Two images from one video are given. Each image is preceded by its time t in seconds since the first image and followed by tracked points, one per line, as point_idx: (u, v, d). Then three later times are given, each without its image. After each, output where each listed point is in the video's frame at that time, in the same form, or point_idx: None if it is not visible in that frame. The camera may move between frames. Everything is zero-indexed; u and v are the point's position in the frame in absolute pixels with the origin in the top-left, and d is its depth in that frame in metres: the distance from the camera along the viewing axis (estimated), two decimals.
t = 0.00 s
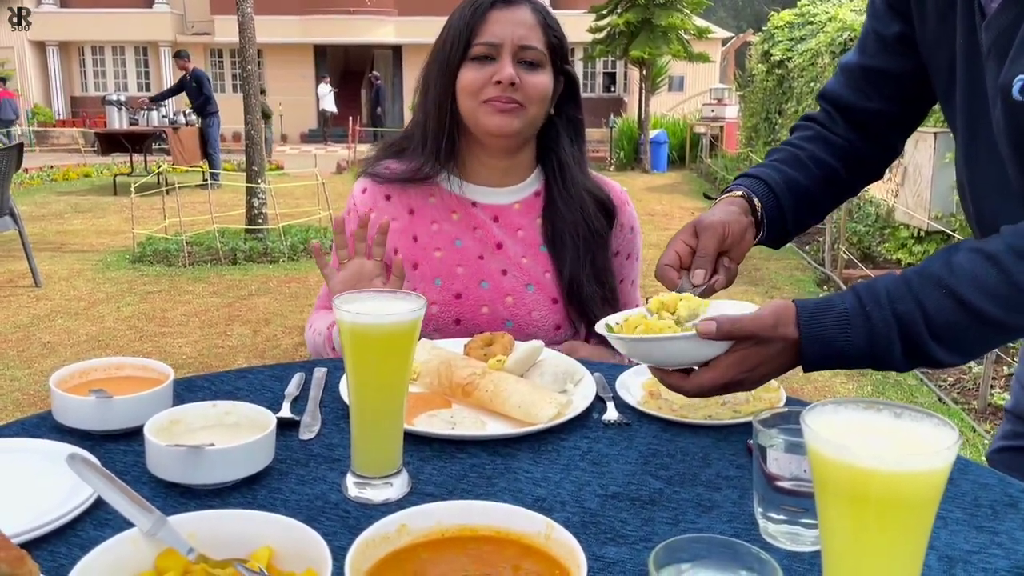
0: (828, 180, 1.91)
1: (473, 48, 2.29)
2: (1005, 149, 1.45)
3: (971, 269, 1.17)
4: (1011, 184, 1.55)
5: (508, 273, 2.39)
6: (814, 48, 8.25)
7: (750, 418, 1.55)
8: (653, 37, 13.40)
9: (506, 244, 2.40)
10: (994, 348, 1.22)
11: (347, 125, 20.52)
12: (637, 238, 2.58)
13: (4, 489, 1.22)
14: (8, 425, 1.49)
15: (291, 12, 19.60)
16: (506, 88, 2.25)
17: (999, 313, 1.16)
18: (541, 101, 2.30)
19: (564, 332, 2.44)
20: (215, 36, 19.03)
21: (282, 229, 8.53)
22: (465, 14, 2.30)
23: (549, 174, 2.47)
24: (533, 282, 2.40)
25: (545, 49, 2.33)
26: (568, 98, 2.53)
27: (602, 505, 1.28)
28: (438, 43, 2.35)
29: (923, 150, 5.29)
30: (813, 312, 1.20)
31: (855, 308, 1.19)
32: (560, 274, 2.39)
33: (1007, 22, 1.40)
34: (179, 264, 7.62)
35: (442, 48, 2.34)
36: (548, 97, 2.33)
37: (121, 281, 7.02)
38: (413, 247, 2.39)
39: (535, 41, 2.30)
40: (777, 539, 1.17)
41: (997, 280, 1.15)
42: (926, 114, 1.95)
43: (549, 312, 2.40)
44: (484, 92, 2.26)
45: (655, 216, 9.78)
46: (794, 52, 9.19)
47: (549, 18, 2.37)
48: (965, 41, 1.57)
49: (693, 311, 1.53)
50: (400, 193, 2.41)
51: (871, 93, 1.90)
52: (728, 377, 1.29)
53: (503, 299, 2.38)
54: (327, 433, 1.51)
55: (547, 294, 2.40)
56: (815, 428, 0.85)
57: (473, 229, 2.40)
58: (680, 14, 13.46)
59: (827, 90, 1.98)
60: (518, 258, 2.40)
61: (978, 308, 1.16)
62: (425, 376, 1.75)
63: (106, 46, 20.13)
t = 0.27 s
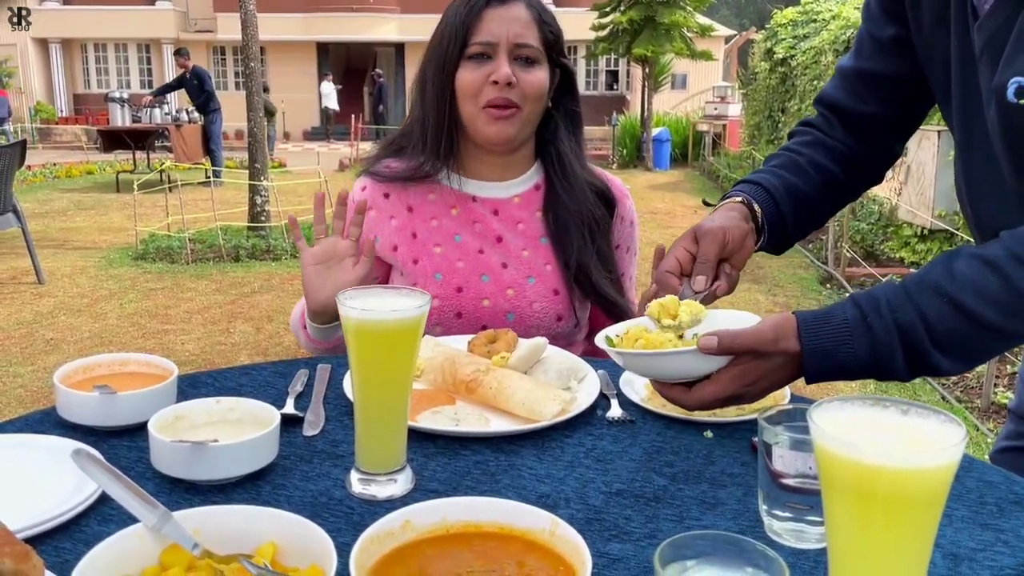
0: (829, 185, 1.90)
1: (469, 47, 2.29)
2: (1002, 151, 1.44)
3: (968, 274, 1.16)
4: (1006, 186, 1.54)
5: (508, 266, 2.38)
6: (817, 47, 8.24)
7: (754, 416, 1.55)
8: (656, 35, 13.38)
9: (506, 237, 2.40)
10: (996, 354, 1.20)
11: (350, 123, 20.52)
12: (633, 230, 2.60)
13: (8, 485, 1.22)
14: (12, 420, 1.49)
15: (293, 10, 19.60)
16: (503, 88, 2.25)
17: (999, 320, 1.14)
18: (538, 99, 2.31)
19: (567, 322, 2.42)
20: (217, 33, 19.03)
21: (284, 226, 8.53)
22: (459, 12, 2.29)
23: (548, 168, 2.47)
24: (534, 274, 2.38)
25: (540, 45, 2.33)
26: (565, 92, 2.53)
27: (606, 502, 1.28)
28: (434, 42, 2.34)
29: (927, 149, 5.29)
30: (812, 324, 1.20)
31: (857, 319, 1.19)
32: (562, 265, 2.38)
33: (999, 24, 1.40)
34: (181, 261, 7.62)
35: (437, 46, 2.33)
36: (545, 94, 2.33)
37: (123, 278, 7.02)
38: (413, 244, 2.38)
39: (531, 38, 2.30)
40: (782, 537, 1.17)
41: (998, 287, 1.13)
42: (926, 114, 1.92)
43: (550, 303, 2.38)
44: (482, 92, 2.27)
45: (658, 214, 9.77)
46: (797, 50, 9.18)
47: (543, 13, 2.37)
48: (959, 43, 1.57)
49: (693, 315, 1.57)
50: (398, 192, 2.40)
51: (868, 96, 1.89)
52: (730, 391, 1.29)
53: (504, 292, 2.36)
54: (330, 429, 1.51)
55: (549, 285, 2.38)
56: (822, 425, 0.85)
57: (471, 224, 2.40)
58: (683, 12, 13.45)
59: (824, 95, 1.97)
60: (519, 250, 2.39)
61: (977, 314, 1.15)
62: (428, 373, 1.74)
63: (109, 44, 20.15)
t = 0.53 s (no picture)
0: (809, 181, 1.90)
1: (469, 47, 2.29)
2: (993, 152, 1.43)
3: (938, 272, 1.16)
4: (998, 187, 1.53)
5: (508, 261, 2.39)
6: (820, 46, 8.23)
7: (755, 414, 1.55)
8: (659, 33, 13.36)
9: (506, 232, 2.41)
10: (965, 349, 1.20)
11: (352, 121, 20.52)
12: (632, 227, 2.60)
13: (12, 481, 1.22)
14: (16, 417, 1.49)
15: (296, 7, 19.60)
16: (502, 88, 2.25)
17: (969, 317, 1.14)
18: (538, 98, 2.30)
19: (565, 316, 2.42)
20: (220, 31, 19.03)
21: (287, 224, 8.53)
22: (458, 13, 2.29)
23: (547, 164, 2.47)
24: (533, 269, 2.39)
25: (540, 45, 2.33)
26: (565, 90, 2.52)
27: (607, 499, 1.28)
28: (434, 42, 2.34)
29: (930, 148, 5.28)
30: (782, 320, 1.20)
31: (827, 316, 1.18)
32: (560, 260, 2.39)
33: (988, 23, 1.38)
34: (184, 259, 7.63)
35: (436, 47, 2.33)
36: (544, 94, 2.33)
37: (126, 275, 7.03)
38: (414, 238, 2.38)
39: (531, 39, 2.30)
40: (783, 535, 1.17)
41: (966, 283, 1.14)
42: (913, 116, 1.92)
43: (549, 297, 2.39)
44: (481, 92, 2.26)
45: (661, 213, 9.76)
46: (800, 48, 9.16)
47: (543, 13, 2.36)
48: (949, 41, 1.55)
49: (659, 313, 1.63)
50: (400, 186, 2.41)
51: (858, 94, 1.88)
52: (698, 385, 1.29)
53: (504, 286, 2.37)
54: (333, 426, 1.52)
55: (548, 280, 2.39)
56: (824, 422, 0.86)
57: (472, 219, 2.41)
58: (686, 10, 13.43)
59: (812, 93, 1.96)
60: (518, 246, 2.40)
61: (946, 310, 1.15)
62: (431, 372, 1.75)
63: (112, 42, 20.15)
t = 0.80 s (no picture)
0: (742, 175, 1.82)
1: (473, 47, 2.29)
2: (987, 155, 1.40)
3: (948, 273, 1.13)
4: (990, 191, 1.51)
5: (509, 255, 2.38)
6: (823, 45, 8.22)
7: (758, 412, 1.55)
8: (662, 32, 13.34)
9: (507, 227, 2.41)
10: (967, 353, 1.18)
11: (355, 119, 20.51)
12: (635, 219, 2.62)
13: (20, 476, 1.23)
14: (21, 413, 1.50)
15: (299, 5, 19.59)
16: (506, 89, 2.25)
17: (976, 319, 1.12)
18: (541, 99, 2.31)
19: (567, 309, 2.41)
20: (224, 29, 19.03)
21: (290, 222, 8.53)
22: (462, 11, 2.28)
23: (548, 161, 2.47)
24: (535, 262, 2.38)
25: (543, 45, 2.33)
26: (566, 87, 2.51)
27: (611, 497, 1.28)
28: (436, 40, 2.34)
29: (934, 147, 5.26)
30: (790, 318, 1.16)
31: (833, 313, 1.15)
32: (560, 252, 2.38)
33: (978, 23, 1.35)
34: (187, 257, 7.64)
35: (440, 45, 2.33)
36: (547, 95, 2.33)
37: (129, 273, 7.04)
38: (415, 235, 2.38)
39: (535, 40, 2.30)
40: (786, 533, 1.17)
41: (975, 283, 1.12)
42: (888, 115, 1.85)
43: (551, 290, 2.38)
44: (484, 92, 2.27)
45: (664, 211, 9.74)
46: (804, 47, 9.13)
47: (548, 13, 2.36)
48: (940, 42, 1.51)
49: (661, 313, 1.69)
50: (401, 184, 2.41)
51: (828, 87, 1.80)
52: (700, 378, 1.28)
53: (505, 280, 2.36)
54: (336, 424, 1.52)
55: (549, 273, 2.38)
56: (828, 419, 0.86)
57: (473, 215, 2.41)
58: (690, 8, 13.40)
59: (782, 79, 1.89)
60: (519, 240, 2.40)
61: (956, 312, 1.12)
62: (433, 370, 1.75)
63: (115, 39, 20.18)
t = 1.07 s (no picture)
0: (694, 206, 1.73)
1: (486, 52, 2.27)
2: (986, 161, 1.39)
3: (989, 277, 1.15)
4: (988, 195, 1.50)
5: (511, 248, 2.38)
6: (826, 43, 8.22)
7: (762, 410, 1.55)
8: (665, 30, 13.31)
9: (510, 220, 2.41)
10: (1010, 354, 1.20)
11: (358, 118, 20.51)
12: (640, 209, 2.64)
13: (24, 472, 1.23)
14: (25, 410, 1.50)
15: (302, 3, 19.58)
16: (517, 97, 2.24)
17: (1015, 322, 1.14)
18: (550, 107, 2.31)
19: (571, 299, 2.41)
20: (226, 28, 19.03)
21: (292, 220, 8.53)
22: (479, 13, 2.26)
23: (547, 158, 2.47)
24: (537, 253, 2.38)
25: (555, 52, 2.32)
26: (573, 89, 2.49)
27: (614, 494, 1.28)
28: (450, 39, 2.32)
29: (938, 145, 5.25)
30: (828, 322, 1.18)
31: (872, 318, 1.18)
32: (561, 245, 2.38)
33: (974, 28, 1.34)
34: (190, 254, 7.65)
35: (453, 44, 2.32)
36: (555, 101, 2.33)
37: (132, 271, 7.06)
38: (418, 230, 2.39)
39: (548, 47, 2.28)
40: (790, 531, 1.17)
41: (1014, 287, 1.14)
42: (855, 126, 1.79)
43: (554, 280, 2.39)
44: (495, 98, 2.26)
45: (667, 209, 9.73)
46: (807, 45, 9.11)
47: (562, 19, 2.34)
48: (930, 52, 1.50)
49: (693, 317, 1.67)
50: (404, 178, 2.42)
51: (803, 93, 1.74)
52: (736, 383, 1.27)
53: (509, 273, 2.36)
54: (340, 421, 1.52)
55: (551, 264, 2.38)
56: (835, 417, 0.85)
57: (476, 209, 2.41)
58: (693, 6, 13.38)
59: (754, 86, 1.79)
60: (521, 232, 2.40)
61: (996, 316, 1.14)
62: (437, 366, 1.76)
63: (118, 38, 20.21)
